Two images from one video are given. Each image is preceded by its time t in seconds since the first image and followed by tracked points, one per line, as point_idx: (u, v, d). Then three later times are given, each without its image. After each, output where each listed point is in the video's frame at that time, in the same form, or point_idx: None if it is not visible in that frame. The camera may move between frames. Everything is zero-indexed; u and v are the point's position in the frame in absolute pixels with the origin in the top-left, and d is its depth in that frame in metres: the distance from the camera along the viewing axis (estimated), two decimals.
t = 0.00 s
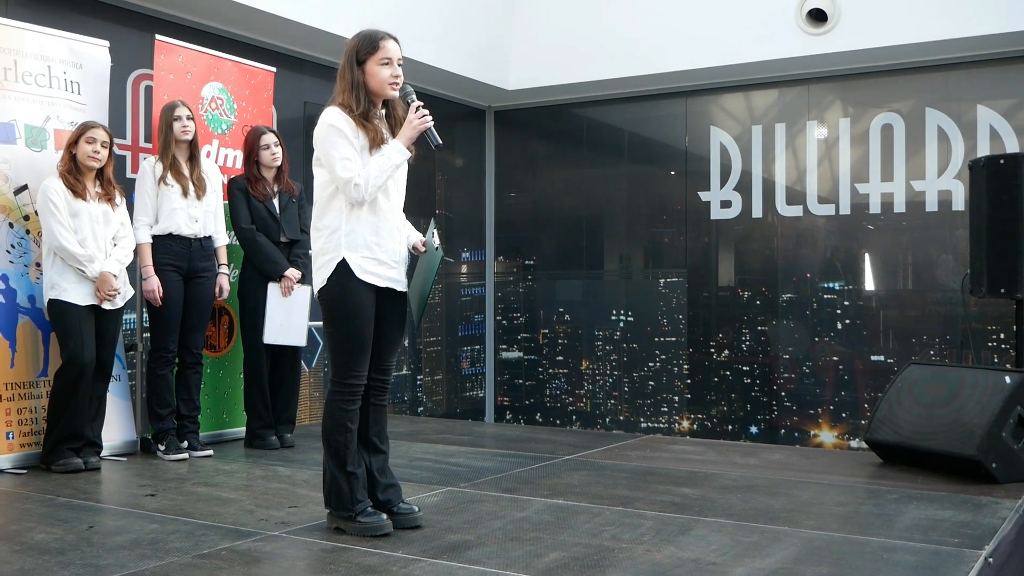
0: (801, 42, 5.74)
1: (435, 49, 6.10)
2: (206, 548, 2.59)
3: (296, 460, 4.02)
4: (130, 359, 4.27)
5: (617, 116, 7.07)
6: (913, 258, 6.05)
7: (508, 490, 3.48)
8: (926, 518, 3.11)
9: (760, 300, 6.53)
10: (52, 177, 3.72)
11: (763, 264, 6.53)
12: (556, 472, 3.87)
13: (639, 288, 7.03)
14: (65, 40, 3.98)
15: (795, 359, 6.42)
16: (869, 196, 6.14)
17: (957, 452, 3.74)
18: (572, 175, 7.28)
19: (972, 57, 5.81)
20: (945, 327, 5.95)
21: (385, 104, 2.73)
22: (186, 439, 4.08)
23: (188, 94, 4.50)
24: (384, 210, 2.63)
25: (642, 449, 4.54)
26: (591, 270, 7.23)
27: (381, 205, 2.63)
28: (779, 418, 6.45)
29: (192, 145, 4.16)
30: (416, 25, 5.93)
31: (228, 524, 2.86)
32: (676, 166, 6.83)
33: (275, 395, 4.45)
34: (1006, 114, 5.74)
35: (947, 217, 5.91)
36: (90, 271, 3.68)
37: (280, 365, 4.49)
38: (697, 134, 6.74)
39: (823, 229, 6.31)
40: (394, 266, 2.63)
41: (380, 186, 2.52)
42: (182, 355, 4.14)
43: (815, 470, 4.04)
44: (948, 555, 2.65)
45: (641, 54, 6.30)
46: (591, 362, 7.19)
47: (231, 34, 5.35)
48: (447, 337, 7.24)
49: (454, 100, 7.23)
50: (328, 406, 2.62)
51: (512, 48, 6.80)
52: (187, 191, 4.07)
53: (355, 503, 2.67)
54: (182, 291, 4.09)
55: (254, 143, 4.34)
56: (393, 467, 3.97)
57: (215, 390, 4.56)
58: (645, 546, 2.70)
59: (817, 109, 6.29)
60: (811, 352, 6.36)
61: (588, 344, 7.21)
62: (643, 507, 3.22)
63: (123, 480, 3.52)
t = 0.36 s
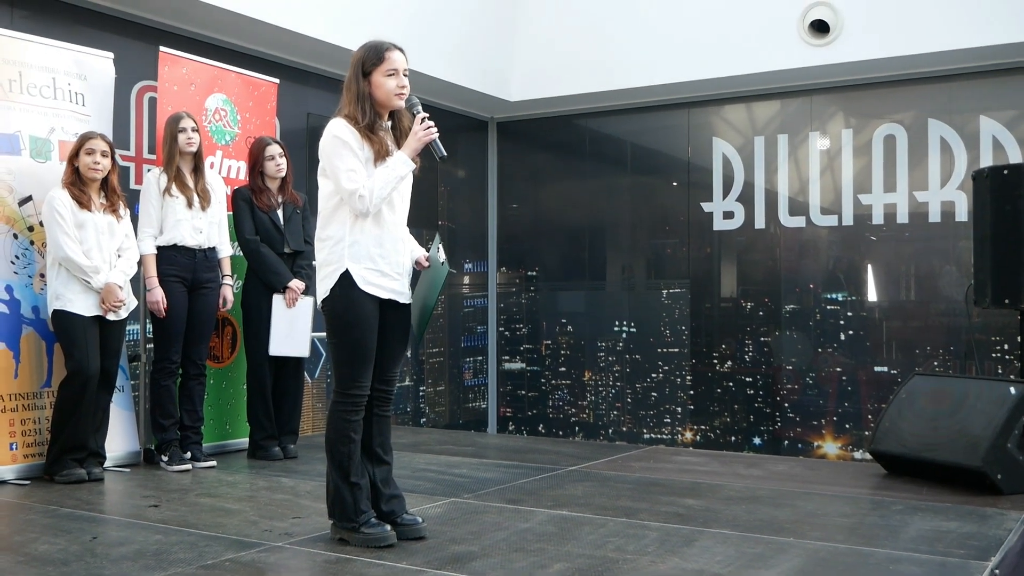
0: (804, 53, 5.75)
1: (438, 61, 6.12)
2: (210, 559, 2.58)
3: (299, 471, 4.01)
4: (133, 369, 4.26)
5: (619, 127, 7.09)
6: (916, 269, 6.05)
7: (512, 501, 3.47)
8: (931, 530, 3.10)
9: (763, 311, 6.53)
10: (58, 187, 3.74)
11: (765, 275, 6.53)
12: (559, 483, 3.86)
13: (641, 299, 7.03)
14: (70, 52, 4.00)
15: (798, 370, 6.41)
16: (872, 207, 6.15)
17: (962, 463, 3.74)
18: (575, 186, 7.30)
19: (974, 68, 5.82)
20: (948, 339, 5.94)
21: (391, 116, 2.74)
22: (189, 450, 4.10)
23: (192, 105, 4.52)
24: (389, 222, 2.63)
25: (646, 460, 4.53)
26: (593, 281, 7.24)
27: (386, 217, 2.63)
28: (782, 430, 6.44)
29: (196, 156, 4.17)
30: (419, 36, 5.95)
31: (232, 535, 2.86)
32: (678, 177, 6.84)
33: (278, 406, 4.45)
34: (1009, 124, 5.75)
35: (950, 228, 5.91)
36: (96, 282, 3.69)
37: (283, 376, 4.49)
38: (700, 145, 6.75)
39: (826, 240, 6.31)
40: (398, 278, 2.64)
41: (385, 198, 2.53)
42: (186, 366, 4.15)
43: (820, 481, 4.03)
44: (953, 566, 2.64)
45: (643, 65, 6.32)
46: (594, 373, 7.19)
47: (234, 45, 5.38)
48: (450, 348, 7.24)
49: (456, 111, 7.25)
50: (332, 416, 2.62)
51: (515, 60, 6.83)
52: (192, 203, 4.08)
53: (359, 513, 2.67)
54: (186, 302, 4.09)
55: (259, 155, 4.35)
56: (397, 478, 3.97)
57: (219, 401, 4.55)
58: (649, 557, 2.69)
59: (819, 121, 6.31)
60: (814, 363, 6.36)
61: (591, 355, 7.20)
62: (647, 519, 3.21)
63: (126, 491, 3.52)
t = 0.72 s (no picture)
0: (808, 65, 5.77)
1: (443, 73, 6.15)
2: (218, 571, 2.58)
3: (305, 483, 4.01)
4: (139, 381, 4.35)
5: (623, 139, 7.11)
6: (919, 280, 6.05)
7: (519, 513, 3.46)
8: (940, 542, 3.09)
9: (768, 323, 6.53)
10: (62, 201, 3.75)
11: (769, 286, 6.53)
12: (565, 495, 3.86)
13: (645, 311, 7.03)
14: (78, 65, 4.03)
15: (802, 382, 6.40)
16: (876, 218, 6.15)
17: (969, 475, 3.73)
18: (578, 198, 7.31)
19: (977, 80, 5.83)
20: (953, 350, 5.93)
21: (400, 128, 2.75)
22: (195, 462, 4.10)
23: (199, 118, 4.53)
24: (397, 234, 2.64)
25: (652, 472, 4.52)
26: (597, 292, 7.24)
27: (394, 229, 2.64)
28: (787, 441, 6.43)
29: (204, 168, 4.18)
30: (423, 48, 5.97)
31: (239, 547, 2.86)
32: (682, 189, 6.85)
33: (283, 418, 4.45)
34: (1012, 136, 5.76)
35: (954, 239, 5.91)
36: (101, 293, 3.70)
37: (289, 388, 4.49)
38: (703, 157, 6.77)
39: (830, 251, 6.32)
40: (406, 290, 2.65)
41: (394, 212, 2.53)
42: (192, 378, 4.15)
43: (826, 493, 4.02)
44: None
45: (646, 77, 6.34)
46: (598, 385, 7.19)
47: (240, 58, 5.40)
48: (454, 360, 7.24)
49: (461, 124, 7.28)
50: (339, 427, 2.62)
51: (519, 72, 6.85)
52: (199, 215, 4.09)
53: (366, 525, 2.66)
54: (193, 314, 4.09)
55: (265, 167, 4.37)
56: (403, 490, 3.96)
57: (225, 413, 4.56)
58: (657, 569, 2.69)
59: (822, 132, 6.32)
60: (819, 375, 6.35)
61: (595, 367, 7.20)
62: (654, 531, 3.21)
63: (132, 503, 3.52)
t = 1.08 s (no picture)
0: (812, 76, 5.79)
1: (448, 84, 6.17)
2: None
3: (310, 493, 4.01)
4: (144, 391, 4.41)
5: (626, 150, 7.13)
6: (924, 290, 6.05)
7: (524, 523, 3.46)
8: (947, 553, 3.08)
9: (772, 333, 6.53)
10: (69, 211, 3.76)
11: (773, 297, 6.53)
12: (571, 505, 3.85)
13: (648, 321, 7.04)
14: (85, 76, 4.05)
15: (807, 392, 6.40)
16: (880, 228, 6.16)
17: (975, 485, 3.72)
18: (582, 208, 7.33)
19: (980, 91, 5.85)
20: (957, 361, 5.93)
21: (406, 139, 2.77)
22: (201, 472, 4.10)
23: (205, 129, 4.55)
24: (404, 245, 2.65)
25: (657, 482, 4.52)
26: (600, 302, 7.25)
27: (401, 240, 2.65)
28: (792, 452, 6.42)
29: (210, 180, 4.20)
30: (428, 60, 6.00)
31: (246, 557, 2.86)
32: (686, 200, 6.86)
33: (289, 429, 4.45)
34: (1016, 146, 5.77)
35: (959, 249, 5.92)
36: (107, 304, 3.71)
37: (294, 398, 4.49)
38: (707, 168, 6.78)
39: (834, 261, 6.32)
40: (413, 301, 2.65)
41: (400, 223, 2.54)
42: (198, 389, 4.16)
43: (832, 504, 4.01)
44: None
45: (650, 88, 6.37)
46: (602, 395, 7.18)
47: (245, 69, 5.43)
48: (458, 370, 7.23)
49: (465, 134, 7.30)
50: (346, 437, 2.62)
51: (523, 83, 6.88)
52: (206, 225, 4.11)
53: (373, 535, 2.66)
54: (200, 324, 4.10)
55: (271, 178, 4.38)
56: (409, 500, 3.96)
57: (230, 423, 4.56)
58: None
59: (826, 143, 6.34)
60: (823, 385, 6.35)
61: (599, 377, 7.20)
62: (660, 541, 3.20)
63: (138, 513, 3.52)
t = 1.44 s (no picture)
0: (815, 76, 5.79)
1: (451, 85, 6.18)
2: None
3: (315, 493, 4.02)
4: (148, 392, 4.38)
5: (629, 150, 7.13)
6: (927, 290, 6.05)
7: (528, 523, 3.46)
8: (950, 552, 3.09)
9: (775, 333, 6.53)
10: (73, 212, 3.77)
11: (776, 297, 6.53)
12: (575, 505, 3.86)
13: (651, 322, 7.04)
14: (89, 78, 4.06)
15: (810, 392, 6.40)
16: (884, 228, 6.16)
17: (979, 485, 3.72)
18: (585, 208, 7.33)
19: (983, 91, 5.84)
20: (961, 361, 5.93)
21: (410, 140, 2.78)
22: (205, 472, 4.11)
23: (209, 130, 4.57)
24: (408, 245, 2.66)
25: (660, 483, 4.52)
26: (603, 303, 7.26)
27: (405, 241, 2.66)
28: (795, 452, 6.42)
29: (214, 181, 4.21)
30: (431, 60, 6.01)
31: (251, 557, 2.87)
32: (689, 200, 6.86)
33: (294, 429, 4.46)
34: (1020, 146, 5.77)
35: (962, 249, 5.92)
36: (111, 304, 3.72)
37: (299, 399, 4.50)
38: (710, 168, 6.78)
39: (837, 261, 6.33)
40: (416, 301, 2.66)
41: (404, 223, 2.55)
42: (202, 389, 4.17)
43: (836, 504, 4.01)
44: None
45: (653, 88, 6.37)
46: (605, 395, 7.19)
47: (248, 70, 5.44)
48: (461, 370, 7.24)
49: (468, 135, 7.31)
50: (351, 437, 2.63)
51: (526, 83, 6.89)
52: (210, 226, 4.12)
53: (377, 535, 2.66)
54: (204, 324, 4.11)
55: (275, 178, 4.39)
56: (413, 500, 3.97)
57: (234, 423, 4.57)
58: None
59: (829, 143, 6.34)
60: (826, 385, 6.35)
61: (603, 377, 7.21)
62: (664, 541, 3.21)
63: (143, 513, 3.53)
